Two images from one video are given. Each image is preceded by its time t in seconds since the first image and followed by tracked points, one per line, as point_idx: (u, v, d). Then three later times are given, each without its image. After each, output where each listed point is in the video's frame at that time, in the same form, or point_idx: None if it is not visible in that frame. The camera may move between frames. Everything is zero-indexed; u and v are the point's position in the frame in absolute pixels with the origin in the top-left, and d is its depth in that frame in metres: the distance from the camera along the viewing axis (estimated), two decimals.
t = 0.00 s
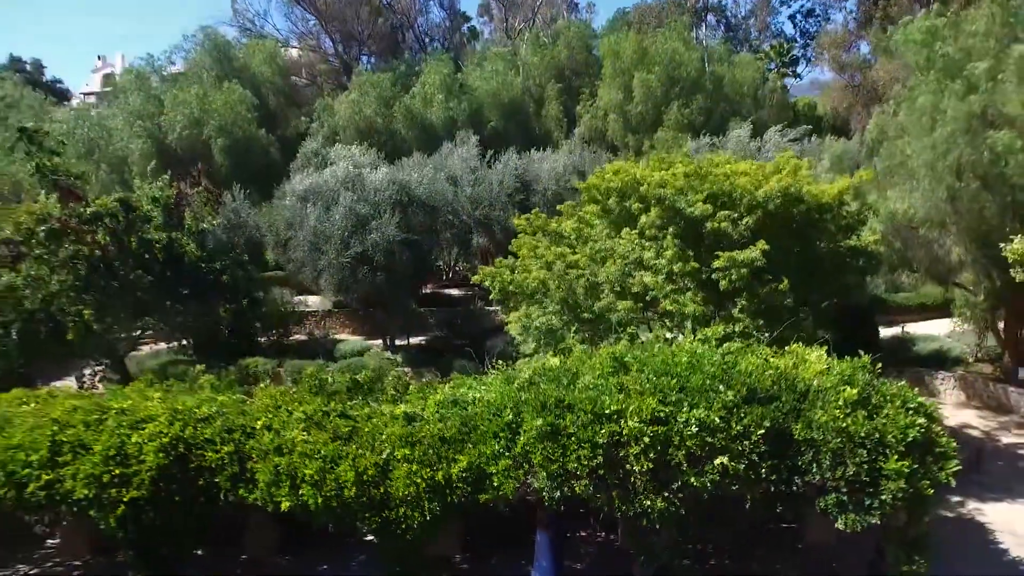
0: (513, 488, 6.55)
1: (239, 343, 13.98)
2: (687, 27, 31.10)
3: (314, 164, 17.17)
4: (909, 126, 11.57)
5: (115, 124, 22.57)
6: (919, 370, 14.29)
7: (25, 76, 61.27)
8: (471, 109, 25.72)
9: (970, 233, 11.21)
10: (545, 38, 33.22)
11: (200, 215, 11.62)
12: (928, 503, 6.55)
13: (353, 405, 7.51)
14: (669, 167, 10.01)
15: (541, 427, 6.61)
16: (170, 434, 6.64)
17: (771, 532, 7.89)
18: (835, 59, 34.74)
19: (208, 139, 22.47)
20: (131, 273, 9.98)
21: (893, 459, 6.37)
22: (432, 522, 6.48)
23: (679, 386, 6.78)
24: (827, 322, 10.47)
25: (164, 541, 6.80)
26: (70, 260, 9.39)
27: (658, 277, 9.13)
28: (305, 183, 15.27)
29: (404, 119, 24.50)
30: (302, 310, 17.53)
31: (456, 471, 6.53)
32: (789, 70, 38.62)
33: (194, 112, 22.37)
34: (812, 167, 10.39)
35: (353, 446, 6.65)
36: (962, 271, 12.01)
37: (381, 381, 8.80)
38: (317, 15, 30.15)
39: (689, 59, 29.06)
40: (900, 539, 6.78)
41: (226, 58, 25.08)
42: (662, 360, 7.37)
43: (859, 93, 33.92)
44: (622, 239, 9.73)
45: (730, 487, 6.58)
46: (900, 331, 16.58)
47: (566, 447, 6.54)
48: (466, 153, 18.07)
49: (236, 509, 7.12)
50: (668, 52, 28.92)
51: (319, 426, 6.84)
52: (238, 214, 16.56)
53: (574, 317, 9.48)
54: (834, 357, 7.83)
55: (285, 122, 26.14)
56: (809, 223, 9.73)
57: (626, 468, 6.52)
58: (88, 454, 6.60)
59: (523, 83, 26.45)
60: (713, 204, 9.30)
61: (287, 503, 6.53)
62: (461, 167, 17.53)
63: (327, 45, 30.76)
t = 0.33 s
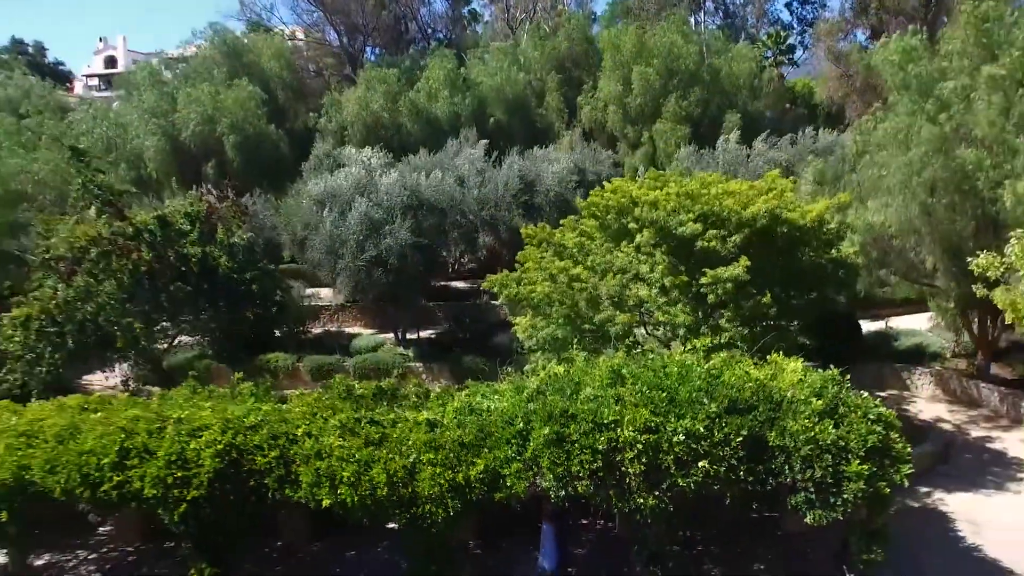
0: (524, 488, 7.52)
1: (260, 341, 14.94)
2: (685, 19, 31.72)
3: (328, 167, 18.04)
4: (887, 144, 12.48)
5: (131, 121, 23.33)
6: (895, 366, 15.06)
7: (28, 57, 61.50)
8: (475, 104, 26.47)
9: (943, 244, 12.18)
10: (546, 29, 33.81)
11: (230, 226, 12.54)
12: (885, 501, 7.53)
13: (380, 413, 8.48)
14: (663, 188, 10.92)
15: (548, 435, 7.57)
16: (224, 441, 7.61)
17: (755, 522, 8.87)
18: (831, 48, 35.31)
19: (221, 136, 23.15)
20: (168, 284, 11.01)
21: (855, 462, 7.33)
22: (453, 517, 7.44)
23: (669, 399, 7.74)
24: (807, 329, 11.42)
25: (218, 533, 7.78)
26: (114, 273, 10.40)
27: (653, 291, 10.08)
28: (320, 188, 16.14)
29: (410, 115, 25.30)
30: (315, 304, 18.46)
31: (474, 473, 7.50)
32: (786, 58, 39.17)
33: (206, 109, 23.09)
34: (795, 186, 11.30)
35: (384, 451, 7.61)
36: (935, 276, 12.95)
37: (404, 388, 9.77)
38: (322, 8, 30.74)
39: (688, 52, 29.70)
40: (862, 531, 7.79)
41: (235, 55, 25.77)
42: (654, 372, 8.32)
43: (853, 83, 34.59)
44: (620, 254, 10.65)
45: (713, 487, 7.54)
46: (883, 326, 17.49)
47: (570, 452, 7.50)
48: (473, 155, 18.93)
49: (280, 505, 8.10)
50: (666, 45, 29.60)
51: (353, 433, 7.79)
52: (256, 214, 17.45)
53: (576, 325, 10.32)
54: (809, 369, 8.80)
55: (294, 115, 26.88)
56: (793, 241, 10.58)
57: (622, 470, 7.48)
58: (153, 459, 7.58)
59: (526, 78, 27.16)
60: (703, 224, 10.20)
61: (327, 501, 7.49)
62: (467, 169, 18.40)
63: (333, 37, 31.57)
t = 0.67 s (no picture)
0: (527, 476, 8.57)
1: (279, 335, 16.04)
2: (682, 12, 32.38)
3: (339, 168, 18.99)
4: (864, 155, 13.43)
5: (146, 117, 24.14)
6: (872, 358, 16.12)
7: (31, 40, 61.82)
8: (477, 98, 27.25)
9: (914, 248, 13.21)
10: (547, 20, 34.51)
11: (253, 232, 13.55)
12: (845, 489, 8.58)
13: (399, 410, 9.51)
14: (654, 200, 11.89)
15: (548, 429, 8.60)
16: (264, 437, 8.66)
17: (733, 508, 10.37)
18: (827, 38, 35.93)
19: (234, 132, 24.00)
20: (203, 290, 12.05)
21: (818, 455, 8.36)
22: (465, 501, 8.49)
23: (656, 399, 8.76)
24: (788, 329, 12.43)
25: (258, 517, 8.83)
26: (152, 279, 11.57)
27: (644, 297, 11.08)
28: (334, 189, 17.08)
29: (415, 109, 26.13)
30: (328, 296, 19.50)
31: (484, 464, 8.53)
32: (784, 45, 39.75)
33: (218, 106, 23.91)
34: (776, 198, 12.28)
35: (404, 445, 8.65)
36: (908, 277, 13.97)
37: (419, 386, 10.82)
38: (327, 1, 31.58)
39: (685, 45, 30.39)
40: (826, 515, 8.85)
41: (244, 51, 26.50)
42: (643, 374, 9.33)
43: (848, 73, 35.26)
44: (615, 261, 11.64)
45: (694, 476, 8.58)
46: (865, 318, 18.47)
47: (568, 446, 8.54)
48: (478, 155, 19.86)
49: (311, 492, 9.15)
50: (663, 39, 30.30)
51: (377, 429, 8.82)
52: (272, 213, 18.42)
53: (572, 326, 11.52)
54: (782, 370, 9.83)
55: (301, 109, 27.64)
56: (774, 249, 11.56)
57: (614, 462, 8.50)
58: (201, 453, 8.63)
59: (527, 72, 27.90)
60: (689, 235, 11.18)
61: (354, 489, 8.53)
62: (472, 169, 19.32)
63: (338, 29, 32.62)
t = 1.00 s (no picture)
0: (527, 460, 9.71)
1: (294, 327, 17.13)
2: (677, 4, 33.17)
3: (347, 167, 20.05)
4: (839, 161, 14.47)
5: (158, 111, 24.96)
6: (847, 348, 17.22)
7: (33, 23, 62.08)
8: (478, 92, 28.13)
9: (884, 249, 14.30)
10: (545, 11, 35.28)
11: (272, 235, 14.67)
12: (807, 472, 9.74)
13: (413, 401, 10.66)
14: (643, 205, 12.97)
15: (546, 419, 9.74)
16: (294, 426, 9.81)
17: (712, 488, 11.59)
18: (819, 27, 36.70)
19: (244, 127, 24.95)
20: (230, 290, 13.20)
21: (782, 442, 9.53)
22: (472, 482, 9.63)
23: (641, 392, 9.90)
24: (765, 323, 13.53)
25: (290, 496, 10.00)
26: (185, 279, 12.75)
27: (633, 296, 12.18)
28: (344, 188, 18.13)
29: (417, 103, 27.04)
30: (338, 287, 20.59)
31: (489, 450, 9.67)
32: (778, 33, 40.48)
33: (229, 101, 24.81)
34: (754, 205, 13.37)
35: (418, 433, 9.80)
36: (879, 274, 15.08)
37: (429, 378, 11.96)
38: None
39: (679, 37, 31.21)
40: (791, 494, 10.03)
41: (252, 46, 27.35)
42: (630, 369, 10.46)
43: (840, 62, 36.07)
44: (606, 263, 12.72)
45: (673, 460, 9.73)
46: (844, 308, 19.54)
47: (563, 434, 9.67)
48: (479, 152, 20.86)
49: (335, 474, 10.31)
50: (658, 32, 31.12)
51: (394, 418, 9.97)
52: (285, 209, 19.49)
53: (566, 323, 12.63)
54: (756, 365, 10.97)
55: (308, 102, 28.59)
56: (751, 251, 12.66)
57: (604, 448, 9.65)
58: (239, 439, 9.78)
59: (526, 66, 28.77)
60: (674, 239, 12.26)
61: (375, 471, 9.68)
62: (473, 166, 20.32)
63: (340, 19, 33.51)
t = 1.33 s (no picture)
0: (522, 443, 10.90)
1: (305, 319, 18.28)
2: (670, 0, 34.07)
3: (352, 167, 21.19)
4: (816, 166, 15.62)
5: (167, 108, 25.44)
6: (823, 337, 18.41)
7: (34, 11, 62.63)
8: (476, 88, 29.11)
9: (854, 248, 15.45)
10: (541, 7, 36.20)
11: (287, 236, 15.82)
12: (773, 453, 10.95)
13: (420, 390, 11.85)
14: (629, 210, 14.12)
15: (539, 407, 10.94)
16: (316, 414, 11.00)
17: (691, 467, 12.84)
18: (809, 21, 37.61)
19: (252, 124, 25.91)
20: (249, 286, 14.40)
21: (750, 428, 10.71)
22: (474, 463, 10.82)
23: (624, 384, 11.08)
24: (743, 317, 14.72)
25: (312, 475, 11.20)
26: (210, 277, 13.91)
27: (621, 294, 13.34)
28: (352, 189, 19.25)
29: (418, 100, 28.05)
30: (344, 279, 21.71)
31: (489, 434, 10.86)
32: (769, 25, 41.36)
33: (237, 99, 25.58)
34: (732, 209, 14.53)
35: (425, 420, 11.00)
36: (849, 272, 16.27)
37: (434, 369, 13.16)
38: None
39: (671, 33, 32.13)
40: (759, 473, 11.25)
41: (258, 44, 28.28)
42: (616, 362, 11.65)
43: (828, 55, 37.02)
44: (595, 262, 13.89)
45: (655, 444, 10.93)
46: (821, 300, 20.75)
47: (555, 419, 10.87)
48: (478, 151, 21.95)
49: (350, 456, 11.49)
50: (652, 28, 32.03)
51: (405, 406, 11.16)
52: (295, 206, 20.61)
53: (559, 318, 13.81)
54: (731, 358, 12.16)
55: (311, 98, 29.64)
56: (728, 252, 13.84)
57: (592, 433, 10.84)
58: (266, 425, 10.98)
59: (522, 62, 29.73)
60: (657, 241, 13.43)
61: (388, 452, 10.87)
62: (473, 164, 21.41)
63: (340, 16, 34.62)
